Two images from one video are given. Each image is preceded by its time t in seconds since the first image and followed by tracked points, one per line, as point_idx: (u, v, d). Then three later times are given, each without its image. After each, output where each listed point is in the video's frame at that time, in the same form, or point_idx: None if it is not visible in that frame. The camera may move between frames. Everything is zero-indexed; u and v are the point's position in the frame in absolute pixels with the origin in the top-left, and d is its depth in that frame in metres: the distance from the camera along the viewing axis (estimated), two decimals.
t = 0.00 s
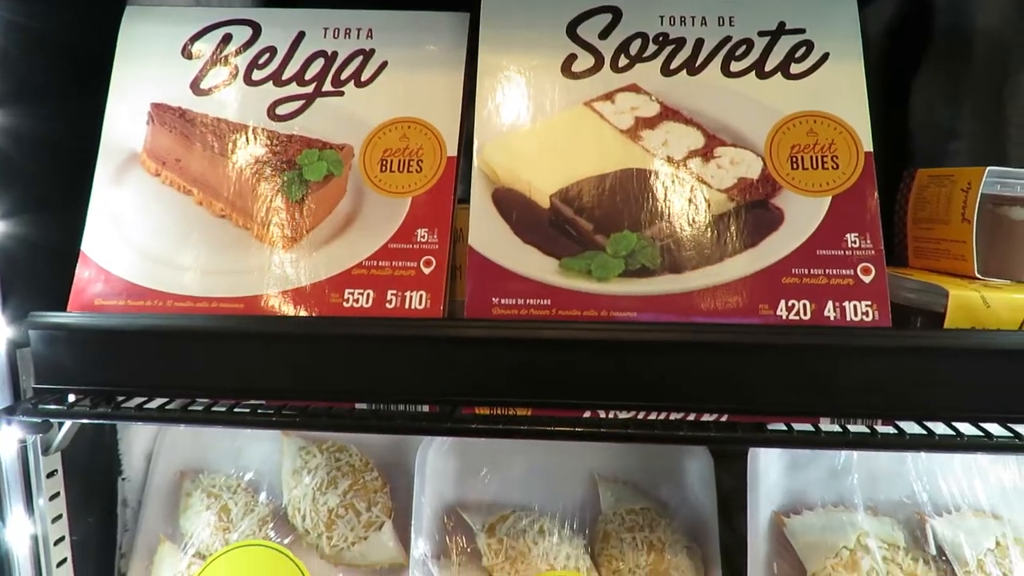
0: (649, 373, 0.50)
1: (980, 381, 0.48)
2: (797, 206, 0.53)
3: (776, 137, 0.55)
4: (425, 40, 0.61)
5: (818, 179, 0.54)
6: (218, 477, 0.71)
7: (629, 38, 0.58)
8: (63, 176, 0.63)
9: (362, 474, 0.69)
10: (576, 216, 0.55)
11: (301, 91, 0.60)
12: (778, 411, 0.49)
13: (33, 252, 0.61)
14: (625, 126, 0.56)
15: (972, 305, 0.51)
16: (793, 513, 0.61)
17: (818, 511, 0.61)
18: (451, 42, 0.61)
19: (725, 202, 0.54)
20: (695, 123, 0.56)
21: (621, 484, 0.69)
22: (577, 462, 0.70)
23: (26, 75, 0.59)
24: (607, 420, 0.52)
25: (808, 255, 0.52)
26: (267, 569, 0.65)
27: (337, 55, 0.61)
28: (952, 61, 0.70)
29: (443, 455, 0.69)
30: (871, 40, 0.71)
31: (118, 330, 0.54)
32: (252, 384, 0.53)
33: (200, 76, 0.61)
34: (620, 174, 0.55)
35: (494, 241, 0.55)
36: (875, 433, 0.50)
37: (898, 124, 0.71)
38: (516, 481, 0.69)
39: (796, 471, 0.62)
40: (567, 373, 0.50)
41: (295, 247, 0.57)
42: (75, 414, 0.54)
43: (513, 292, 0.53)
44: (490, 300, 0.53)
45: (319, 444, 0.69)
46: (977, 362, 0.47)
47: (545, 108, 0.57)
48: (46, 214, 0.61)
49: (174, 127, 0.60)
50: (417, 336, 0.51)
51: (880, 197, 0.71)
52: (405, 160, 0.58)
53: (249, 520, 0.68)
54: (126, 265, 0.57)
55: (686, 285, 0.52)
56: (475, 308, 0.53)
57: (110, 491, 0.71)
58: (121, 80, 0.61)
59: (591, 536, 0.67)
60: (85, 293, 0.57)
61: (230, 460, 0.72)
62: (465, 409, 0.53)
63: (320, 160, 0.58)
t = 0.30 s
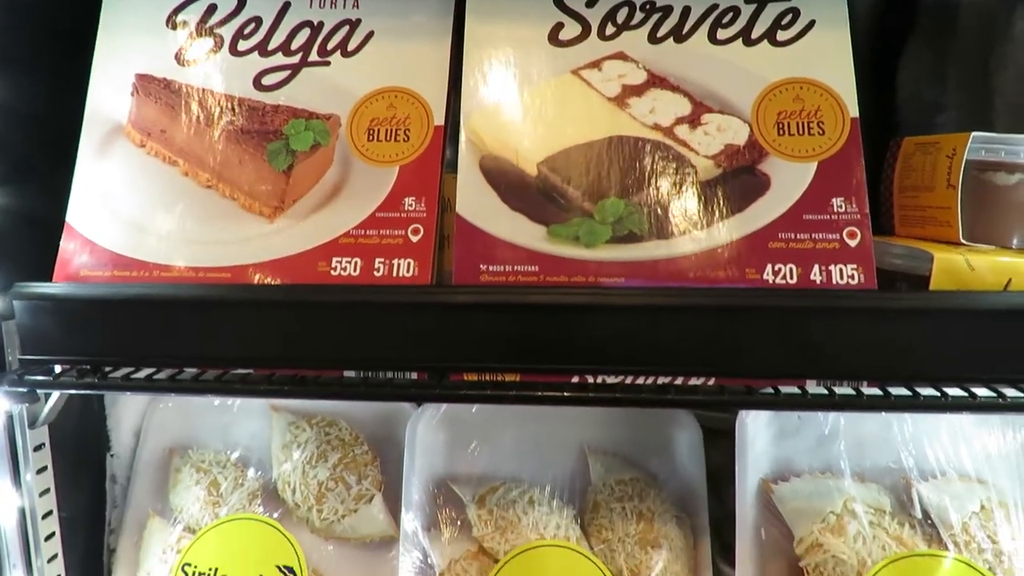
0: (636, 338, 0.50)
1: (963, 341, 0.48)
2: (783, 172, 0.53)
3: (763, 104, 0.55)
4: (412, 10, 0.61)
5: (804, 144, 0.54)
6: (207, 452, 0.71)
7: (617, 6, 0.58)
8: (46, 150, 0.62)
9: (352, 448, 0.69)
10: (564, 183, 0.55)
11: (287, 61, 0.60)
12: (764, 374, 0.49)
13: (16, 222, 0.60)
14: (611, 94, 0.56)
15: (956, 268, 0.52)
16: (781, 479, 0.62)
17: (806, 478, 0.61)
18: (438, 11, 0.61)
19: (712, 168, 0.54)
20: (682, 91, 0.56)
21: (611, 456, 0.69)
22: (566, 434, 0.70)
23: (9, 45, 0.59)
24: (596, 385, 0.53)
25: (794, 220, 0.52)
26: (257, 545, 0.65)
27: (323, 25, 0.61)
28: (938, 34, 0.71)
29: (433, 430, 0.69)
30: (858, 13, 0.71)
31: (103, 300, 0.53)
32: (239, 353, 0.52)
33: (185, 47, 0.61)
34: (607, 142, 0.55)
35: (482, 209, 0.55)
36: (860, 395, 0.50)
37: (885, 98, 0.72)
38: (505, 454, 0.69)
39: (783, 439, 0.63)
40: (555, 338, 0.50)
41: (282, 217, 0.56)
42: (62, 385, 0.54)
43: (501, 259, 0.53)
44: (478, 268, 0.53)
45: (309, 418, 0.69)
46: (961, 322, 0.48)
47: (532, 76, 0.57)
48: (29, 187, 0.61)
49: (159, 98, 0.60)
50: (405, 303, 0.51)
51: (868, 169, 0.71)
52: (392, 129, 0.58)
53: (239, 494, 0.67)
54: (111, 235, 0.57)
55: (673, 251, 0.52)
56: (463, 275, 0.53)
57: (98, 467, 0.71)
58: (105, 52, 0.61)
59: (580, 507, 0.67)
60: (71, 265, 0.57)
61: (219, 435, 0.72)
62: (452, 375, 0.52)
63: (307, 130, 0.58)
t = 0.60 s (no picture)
0: (623, 300, 0.50)
1: (951, 301, 0.48)
2: (771, 135, 0.53)
3: (751, 68, 0.55)
4: None
5: (793, 107, 0.54)
6: (195, 425, 0.70)
7: None
8: (27, 118, 0.62)
9: (341, 420, 0.68)
10: (552, 147, 0.54)
11: (272, 27, 0.59)
12: (752, 335, 0.49)
13: None
14: (599, 58, 0.56)
15: (943, 231, 0.52)
16: (770, 446, 0.62)
17: (794, 445, 0.62)
18: None
19: (700, 131, 0.54)
20: (670, 55, 0.56)
21: (601, 427, 0.69)
22: (556, 404, 0.70)
23: None
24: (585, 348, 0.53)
25: (782, 182, 0.52)
26: (245, 517, 0.65)
27: None
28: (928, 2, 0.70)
29: (422, 401, 0.69)
30: None
31: (87, 266, 0.53)
32: (225, 318, 0.52)
33: (168, 13, 0.60)
34: (595, 106, 0.55)
35: (470, 174, 0.54)
36: (848, 355, 0.51)
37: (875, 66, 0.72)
38: (495, 425, 0.69)
39: (772, 407, 0.63)
40: (544, 301, 0.50)
41: (267, 182, 0.56)
42: (46, 352, 0.54)
43: (489, 223, 0.53)
44: (466, 232, 0.53)
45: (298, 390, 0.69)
46: (948, 282, 0.48)
47: (519, 40, 0.57)
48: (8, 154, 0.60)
49: (143, 65, 0.59)
50: (392, 267, 0.51)
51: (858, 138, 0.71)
52: (378, 95, 0.57)
53: (228, 467, 0.67)
54: (94, 203, 0.56)
55: (662, 214, 0.52)
56: (450, 239, 0.53)
57: (86, 441, 0.71)
58: (87, 19, 0.60)
59: (570, 477, 0.67)
60: (54, 232, 0.56)
61: (207, 408, 0.72)
62: (442, 340, 0.53)
63: (292, 96, 0.57)
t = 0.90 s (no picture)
0: (614, 267, 0.50)
1: (937, 266, 0.48)
2: (760, 103, 0.54)
3: (741, 37, 0.55)
4: None
5: (782, 76, 0.54)
6: (188, 400, 0.70)
7: None
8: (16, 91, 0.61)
9: (334, 394, 0.69)
10: (543, 116, 0.55)
11: None
12: (742, 301, 0.50)
13: None
14: (590, 27, 0.57)
15: (931, 198, 0.52)
16: (760, 415, 0.63)
17: (784, 414, 0.62)
18: None
19: (690, 100, 0.54)
20: (660, 25, 0.56)
21: (593, 400, 0.69)
22: (548, 378, 0.70)
23: None
24: (576, 316, 0.53)
25: (772, 150, 0.52)
26: (239, 491, 0.65)
27: None
28: None
29: (415, 375, 0.69)
30: None
31: (78, 237, 0.53)
32: (217, 288, 0.52)
33: None
34: (586, 75, 0.55)
35: (461, 144, 0.55)
36: (836, 321, 0.51)
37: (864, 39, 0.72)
38: (488, 398, 0.70)
39: (762, 377, 0.64)
40: (535, 268, 0.50)
41: (258, 153, 0.56)
42: (38, 323, 0.54)
43: (480, 192, 0.53)
44: (457, 201, 0.53)
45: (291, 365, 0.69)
46: (934, 247, 0.48)
47: (511, 10, 0.57)
48: None
49: (132, 36, 0.59)
50: (383, 235, 0.51)
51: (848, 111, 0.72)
52: (369, 65, 0.57)
53: (221, 441, 0.67)
54: (85, 174, 0.56)
55: (652, 182, 0.52)
56: (442, 208, 0.53)
57: (79, 416, 0.71)
58: None
59: (563, 449, 0.68)
60: (45, 203, 0.56)
61: (200, 383, 0.72)
62: (434, 308, 0.53)
63: (282, 67, 0.57)
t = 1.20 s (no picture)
0: (607, 232, 0.50)
1: (926, 229, 0.49)
2: (752, 70, 0.54)
3: (733, 4, 0.55)
4: None
5: (773, 42, 0.54)
6: (184, 373, 0.71)
7: None
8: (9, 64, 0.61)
9: (330, 366, 0.69)
10: (536, 84, 0.55)
11: None
12: (733, 265, 0.50)
13: None
14: None
15: (921, 163, 0.52)
16: (753, 383, 0.63)
17: (776, 381, 0.63)
18: None
19: (682, 67, 0.55)
20: None
21: (587, 371, 0.69)
22: (543, 349, 0.70)
23: None
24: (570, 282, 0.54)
25: (763, 115, 0.53)
26: (236, 462, 0.65)
27: None
28: None
29: (411, 347, 0.70)
30: None
31: (73, 205, 0.53)
32: (213, 255, 0.52)
33: None
34: (579, 42, 0.55)
35: (454, 112, 0.55)
36: (827, 284, 0.52)
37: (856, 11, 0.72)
38: (483, 369, 0.70)
39: (755, 345, 0.64)
40: (528, 233, 0.51)
41: (252, 122, 0.56)
42: (34, 292, 0.54)
43: (473, 159, 0.54)
44: (451, 168, 0.54)
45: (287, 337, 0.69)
46: (924, 209, 0.49)
47: None
48: None
49: (125, 7, 0.58)
50: (378, 201, 0.51)
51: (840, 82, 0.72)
52: (362, 35, 0.57)
53: (218, 413, 0.68)
54: (79, 144, 0.56)
55: (644, 147, 0.53)
56: (437, 176, 0.54)
57: (77, 390, 0.71)
58: None
59: (558, 419, 0.68)
60: (39, 173, 0.56)
61: (196, 358, 0.72)
62: (428, 274, 0.53)
63: (275, 36, 0.57)
